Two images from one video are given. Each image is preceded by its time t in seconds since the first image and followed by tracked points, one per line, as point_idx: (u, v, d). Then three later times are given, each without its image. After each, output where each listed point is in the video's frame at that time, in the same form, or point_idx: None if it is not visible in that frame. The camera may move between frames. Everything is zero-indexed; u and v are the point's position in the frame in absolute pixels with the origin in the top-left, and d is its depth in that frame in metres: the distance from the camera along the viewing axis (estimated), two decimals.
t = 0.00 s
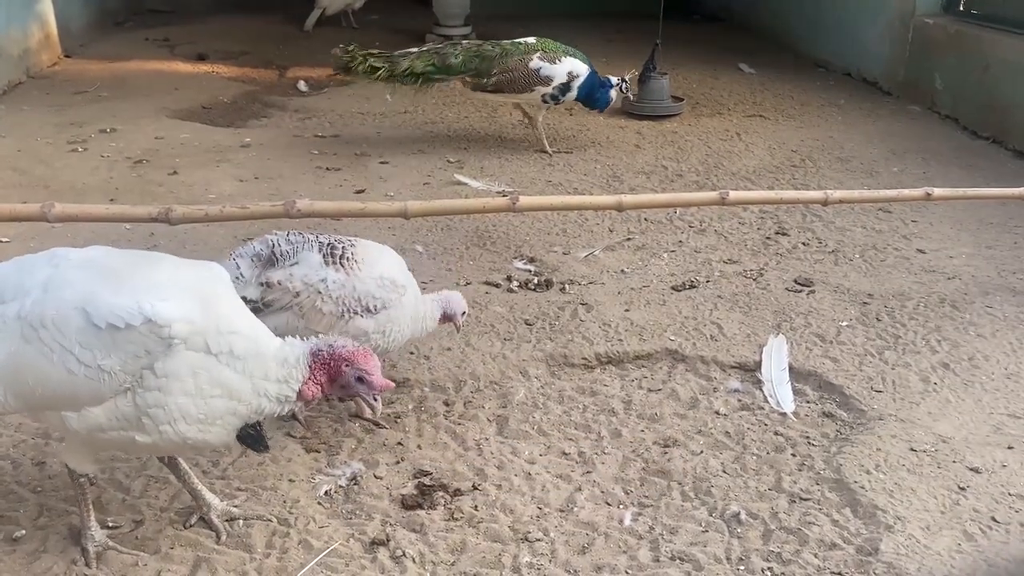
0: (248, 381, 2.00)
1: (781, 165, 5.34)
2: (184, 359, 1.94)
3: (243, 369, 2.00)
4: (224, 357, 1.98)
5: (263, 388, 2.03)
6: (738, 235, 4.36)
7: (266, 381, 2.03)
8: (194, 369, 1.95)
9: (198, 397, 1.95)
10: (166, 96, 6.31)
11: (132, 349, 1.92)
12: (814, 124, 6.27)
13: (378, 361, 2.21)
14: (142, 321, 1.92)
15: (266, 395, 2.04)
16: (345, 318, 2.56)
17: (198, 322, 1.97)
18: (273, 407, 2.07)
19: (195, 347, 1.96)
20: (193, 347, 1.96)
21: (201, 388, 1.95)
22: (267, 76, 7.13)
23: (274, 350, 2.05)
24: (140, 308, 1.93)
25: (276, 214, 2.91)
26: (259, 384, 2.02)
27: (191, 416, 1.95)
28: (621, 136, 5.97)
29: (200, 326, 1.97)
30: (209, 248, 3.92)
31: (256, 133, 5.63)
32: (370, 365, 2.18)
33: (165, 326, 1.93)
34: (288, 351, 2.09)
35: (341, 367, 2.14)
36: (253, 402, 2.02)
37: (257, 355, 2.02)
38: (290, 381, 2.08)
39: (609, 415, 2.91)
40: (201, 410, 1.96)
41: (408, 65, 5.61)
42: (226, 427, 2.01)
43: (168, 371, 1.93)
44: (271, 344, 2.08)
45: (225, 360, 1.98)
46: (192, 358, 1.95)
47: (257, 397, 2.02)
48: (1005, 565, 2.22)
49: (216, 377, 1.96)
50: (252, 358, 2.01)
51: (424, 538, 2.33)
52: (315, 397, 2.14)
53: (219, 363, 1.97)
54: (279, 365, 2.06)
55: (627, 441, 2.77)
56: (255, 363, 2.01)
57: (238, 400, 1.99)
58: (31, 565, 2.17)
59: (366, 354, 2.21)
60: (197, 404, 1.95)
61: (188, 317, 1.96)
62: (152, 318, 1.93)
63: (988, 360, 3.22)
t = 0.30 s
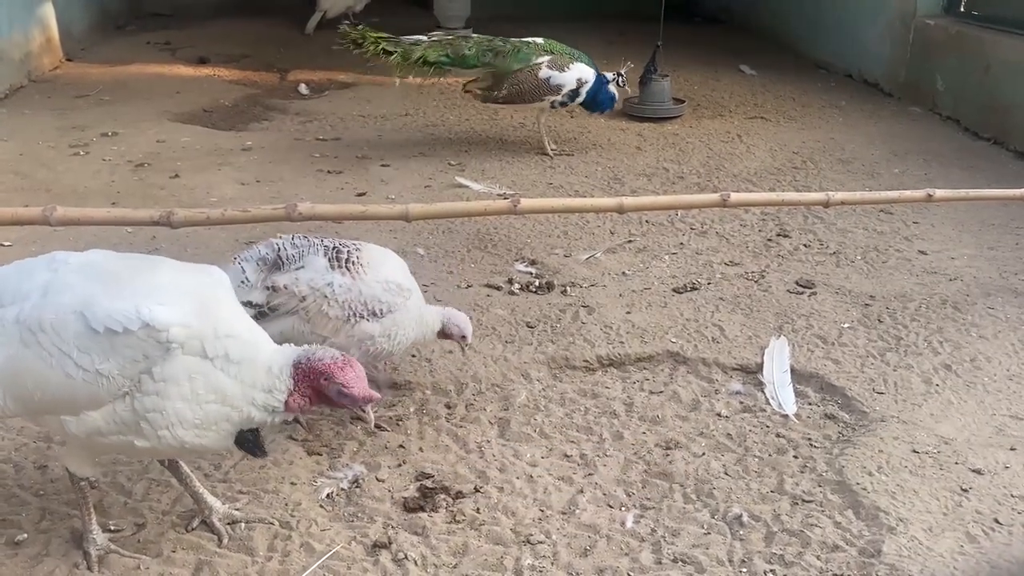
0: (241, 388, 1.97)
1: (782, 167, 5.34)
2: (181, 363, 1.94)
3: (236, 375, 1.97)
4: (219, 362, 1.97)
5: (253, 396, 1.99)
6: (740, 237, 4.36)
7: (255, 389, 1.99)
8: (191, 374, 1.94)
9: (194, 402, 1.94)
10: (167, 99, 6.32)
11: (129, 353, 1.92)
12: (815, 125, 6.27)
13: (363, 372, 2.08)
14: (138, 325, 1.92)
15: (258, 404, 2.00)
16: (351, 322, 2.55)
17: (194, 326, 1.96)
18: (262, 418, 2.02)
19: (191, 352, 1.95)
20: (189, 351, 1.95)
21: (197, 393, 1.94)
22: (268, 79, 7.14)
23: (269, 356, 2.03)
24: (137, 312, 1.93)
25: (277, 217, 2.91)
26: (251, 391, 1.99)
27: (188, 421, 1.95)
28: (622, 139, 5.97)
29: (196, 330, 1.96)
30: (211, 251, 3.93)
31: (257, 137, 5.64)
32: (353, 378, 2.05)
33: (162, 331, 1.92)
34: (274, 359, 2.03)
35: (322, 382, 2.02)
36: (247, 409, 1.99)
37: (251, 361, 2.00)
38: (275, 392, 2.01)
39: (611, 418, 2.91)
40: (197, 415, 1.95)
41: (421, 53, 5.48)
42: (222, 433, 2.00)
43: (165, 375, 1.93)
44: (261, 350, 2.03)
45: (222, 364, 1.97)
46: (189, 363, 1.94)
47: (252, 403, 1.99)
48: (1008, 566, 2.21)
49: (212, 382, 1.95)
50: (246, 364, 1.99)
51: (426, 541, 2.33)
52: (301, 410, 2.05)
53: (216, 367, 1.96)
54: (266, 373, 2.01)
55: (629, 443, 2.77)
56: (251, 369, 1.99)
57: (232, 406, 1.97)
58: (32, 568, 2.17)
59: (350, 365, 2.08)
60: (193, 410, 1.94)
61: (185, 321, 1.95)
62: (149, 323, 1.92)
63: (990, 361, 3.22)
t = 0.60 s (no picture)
0: (230, 400, 1.97)
1: (783, 171, 5.34)
2: (169, 374, 1.94)
3: (225, 387, 1.97)
4: (209, 373, 1.96)
5: (245, 408, 1.98)
6: (742, 241, 4.36)
7: (248, 401, 1.98)
8: (179, 385, 1.94)
9: (183, 413, 1.94)
10: (168, 105, 6.33)
11: (117, 362, 1.92)
12: (816, 129, 6.28)
13: (363, 375, 2.10)
14: (126, 335, 1.91)
15: (248, 418, 1.99)
16: (355, 327, 2.56)
17: (183, 337, 1.95)
18: (255, 428, 2.01)
19: (180, 363, 1.95)
20: (178, 362, 1.95)
21: (186, 404, 1.94)
22: (270, 85, 7.15)
23: (260, 370, 2.02)
24: (125, 321, 1.92)
25: (278, 223, 2.91)
26: (241, 404, 1.98)
27: (176, 432, 1.95)
28: (624, 143, 5.98)
29: (185, 341, 1.95)
30: (213, 257, 3.93)
31: (259, 142, 5.64)
32: (354, 382, 2.06)
33: (149, 341, 1.92)
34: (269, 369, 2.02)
35: (323, 388, 2.03)
36: (236, 422, 1.98)
37: (241, 373, 1.99)
38: (270, 402, 2.00)
39: (613, 422, 2.90)
40: (186, 427, 1.95)
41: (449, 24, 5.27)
42: (212, 445, 2.00)
43: (153, 385, 1.93)
44: (254, 360, 2.03)
45: (210, 376, 1.96)
46: (177, 374, 1.95)
47: (241, 417, 1.98)
48: (1013, 570, 2.21)
49: (199, 394, 1.95)
50: (236, 377, 1.98)
51: (429, 546, 2.32)
52: (302, 418, 2.05)
53: (204, 379, 1.96)
54: (259, 385, 2.00)
55: (631, 448, 2.77)
56: (240, 380, 1.98)
57: (221, 418, 1.97)
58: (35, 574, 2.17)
59: (349, 368, 2.09)
60: (182, 421, 1.95)
61: (173, 332, 1.95)
62: (136, 333, 1.91)
63: (993, 364, 3.21)
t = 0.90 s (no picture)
0: (216, 412, 1.96)
1: (784, 178, 5.34)
2: (152, 388, 1.94)
3: (211, 399, 1.97)
4: (193, 386, 1.96)
5: (233, 418, 1.98)
6: (743, 248, 4.36)
7: (236, 411, 1.98)
8: (163, 398, 1.94)
9: (168, 426, 1.94)
10: (170, 115, 6.35)
11: (100, 376, 1.92)
12: (816, 135, 6.29)
13: (341, 338, 2.09)
14: (107, 348, 1.91)
15: (237, 428, 1.99)
16: (357, 336, 2.56)
17: (165, 351, 1.95)
18: (245, 436, 2.00)
19: (163, 376, 1.95)
20: (161, 375, 1.95)
21: (171, 418, 1.94)
22: (272, 95, 7.17)
23: (246, 381, 2.00)
24: (107, 335, 1.92)
25: (280, 232, 2.92)
26: (229, 414, 1.97)
27: (162, 445, 1.95)
28: (625, 151, 5.99)
29: (168, 354, 1.95)
30: (216, 266, 3.94)
31: (262, 152, 5.65)
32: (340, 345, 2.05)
33: (130, 354, 1.91)
34: (255, 375, 2.01)
35: (309, 364, 2.02)
36: (224, 433, 1.98)
37: (227, 384, 1.98)
38: (259, 408, 2.00)
39: (616, 430, 2.90)
40: (172, 440, 1.95)
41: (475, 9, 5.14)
42: (202, 456, 2.00)
43: (136, 399, 1.93)
44: (240, 369, 2.02)
45: (195, 389, 1.96)
46: (160, 387, 1.94)
47: (228, 427, 1.98)
48: None
49: (183, 407, 1.95)
50: (222, 388, 1.98)
51: (432, 554, 2.32)
52: (308, 405, 2.06)
53: (188, 392, 1.96)
54: (245, 394, 1.99)
55: (634, 455, 2.76)
56: (225, 392, 1.98)
57: (208, 430, 1.97)
58: None
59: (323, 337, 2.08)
60: (168, 434, 1.94)
61: (156, 345, 1.94)
62: (117, 346, 1.91)
63: (996, 370, 3.21)
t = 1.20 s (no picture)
0: (213, 430, 1.96)
1: (785, 190, 5.35)
2: (147, 406, 1.94)
3: (208, 416, 1.97)
4: (190, 405, 1.96)
5: (231, 435, 1.98)
6: (745, 259, 4.37)
7: (235, 428, 1.98)
8: (159, 417, 1.94)
9: (165, 444, 1.94)
10: (173, 130, 6.38)
11: (95, 395, 1.92)
12: (817, 147, 6.30)
13: (345, 353, 2.09)
14: (102, 367, 1.91)
15: (235, 444, 1.99)
16: (360, 350, 2.56)
17: (161, 369, 1.95)
18: (245, 452, 2.01)
19: (158, 395, 1.95)
20: (156, 394, 1.95)
21: (167, 436, 1.94)
22: (273, 109, 7.20)
23: (244, 398, 2.00)
24: (103, 353, 1.92)
25: (283, 245, 2.93)
26: (227, 431, 1.98)
27: (159, 463, 1.95)
28: (626, 163, 6.01)
29: (163, 372, 1.95)
30: (218, 280, 3.94)
31: (264, 166, 5.67)
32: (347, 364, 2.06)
33: (125, 374, 1.91)
34: (255, 392, 2.01)
35: (310, 379, 2.03)
36: (222, 451, 1.98)
37: (225, 402, 1.98)
38: (258, 424, 2.00)
39: (619, 442, 2.90)
40: (168, 458, 1.95)
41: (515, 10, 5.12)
42: (199, 474, 2.00)
43: (132, 418, 1.93)
44: (238, 386, 2.02)
45: (191, 408, 1.96)
46: (156, 406, 1.94)
47: (225, 444, 1.98)
48: None
49: (180, 426, 1.95)
50: (219, 406, 1.98)
51: (436, 569, 2.32)
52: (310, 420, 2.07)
53: (184, 411, 1.96)
54: (241, 412, 1.99)
55: (637, 468, 2.76)
56: (221, 410, 1.98)
57: (206, 448, 1.97)
58: None
59: (328, 352, 2.09)
60: (164, 452, 1.94)
61: (151, 364, 1.94)
62: (113, 365, 1.91)
63: (999, 381, 3.21)
